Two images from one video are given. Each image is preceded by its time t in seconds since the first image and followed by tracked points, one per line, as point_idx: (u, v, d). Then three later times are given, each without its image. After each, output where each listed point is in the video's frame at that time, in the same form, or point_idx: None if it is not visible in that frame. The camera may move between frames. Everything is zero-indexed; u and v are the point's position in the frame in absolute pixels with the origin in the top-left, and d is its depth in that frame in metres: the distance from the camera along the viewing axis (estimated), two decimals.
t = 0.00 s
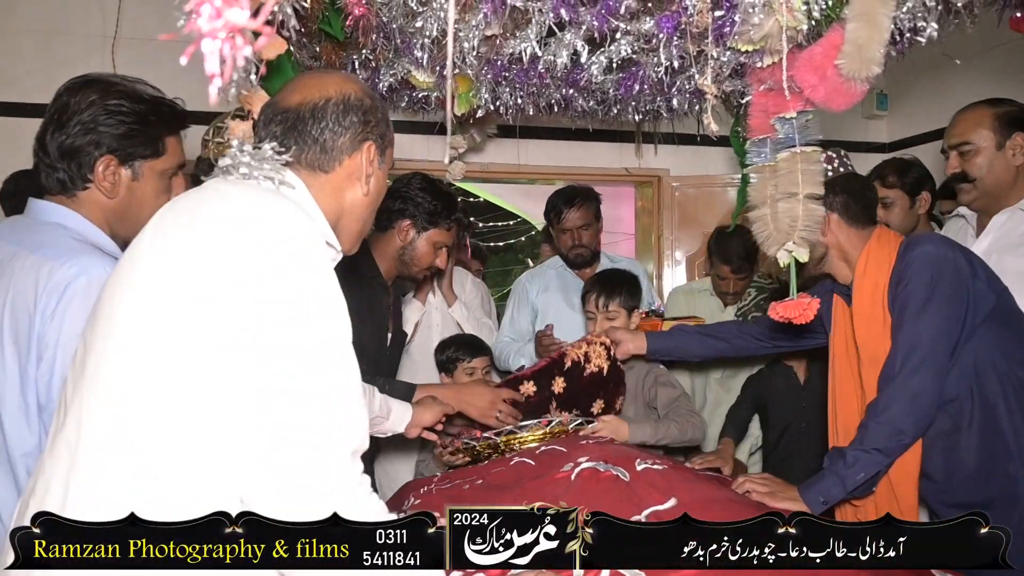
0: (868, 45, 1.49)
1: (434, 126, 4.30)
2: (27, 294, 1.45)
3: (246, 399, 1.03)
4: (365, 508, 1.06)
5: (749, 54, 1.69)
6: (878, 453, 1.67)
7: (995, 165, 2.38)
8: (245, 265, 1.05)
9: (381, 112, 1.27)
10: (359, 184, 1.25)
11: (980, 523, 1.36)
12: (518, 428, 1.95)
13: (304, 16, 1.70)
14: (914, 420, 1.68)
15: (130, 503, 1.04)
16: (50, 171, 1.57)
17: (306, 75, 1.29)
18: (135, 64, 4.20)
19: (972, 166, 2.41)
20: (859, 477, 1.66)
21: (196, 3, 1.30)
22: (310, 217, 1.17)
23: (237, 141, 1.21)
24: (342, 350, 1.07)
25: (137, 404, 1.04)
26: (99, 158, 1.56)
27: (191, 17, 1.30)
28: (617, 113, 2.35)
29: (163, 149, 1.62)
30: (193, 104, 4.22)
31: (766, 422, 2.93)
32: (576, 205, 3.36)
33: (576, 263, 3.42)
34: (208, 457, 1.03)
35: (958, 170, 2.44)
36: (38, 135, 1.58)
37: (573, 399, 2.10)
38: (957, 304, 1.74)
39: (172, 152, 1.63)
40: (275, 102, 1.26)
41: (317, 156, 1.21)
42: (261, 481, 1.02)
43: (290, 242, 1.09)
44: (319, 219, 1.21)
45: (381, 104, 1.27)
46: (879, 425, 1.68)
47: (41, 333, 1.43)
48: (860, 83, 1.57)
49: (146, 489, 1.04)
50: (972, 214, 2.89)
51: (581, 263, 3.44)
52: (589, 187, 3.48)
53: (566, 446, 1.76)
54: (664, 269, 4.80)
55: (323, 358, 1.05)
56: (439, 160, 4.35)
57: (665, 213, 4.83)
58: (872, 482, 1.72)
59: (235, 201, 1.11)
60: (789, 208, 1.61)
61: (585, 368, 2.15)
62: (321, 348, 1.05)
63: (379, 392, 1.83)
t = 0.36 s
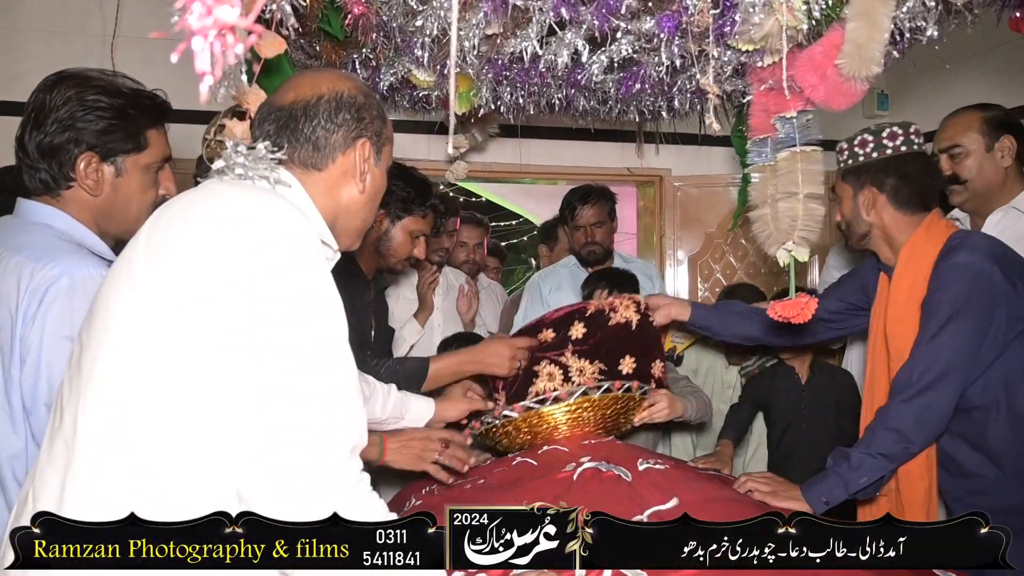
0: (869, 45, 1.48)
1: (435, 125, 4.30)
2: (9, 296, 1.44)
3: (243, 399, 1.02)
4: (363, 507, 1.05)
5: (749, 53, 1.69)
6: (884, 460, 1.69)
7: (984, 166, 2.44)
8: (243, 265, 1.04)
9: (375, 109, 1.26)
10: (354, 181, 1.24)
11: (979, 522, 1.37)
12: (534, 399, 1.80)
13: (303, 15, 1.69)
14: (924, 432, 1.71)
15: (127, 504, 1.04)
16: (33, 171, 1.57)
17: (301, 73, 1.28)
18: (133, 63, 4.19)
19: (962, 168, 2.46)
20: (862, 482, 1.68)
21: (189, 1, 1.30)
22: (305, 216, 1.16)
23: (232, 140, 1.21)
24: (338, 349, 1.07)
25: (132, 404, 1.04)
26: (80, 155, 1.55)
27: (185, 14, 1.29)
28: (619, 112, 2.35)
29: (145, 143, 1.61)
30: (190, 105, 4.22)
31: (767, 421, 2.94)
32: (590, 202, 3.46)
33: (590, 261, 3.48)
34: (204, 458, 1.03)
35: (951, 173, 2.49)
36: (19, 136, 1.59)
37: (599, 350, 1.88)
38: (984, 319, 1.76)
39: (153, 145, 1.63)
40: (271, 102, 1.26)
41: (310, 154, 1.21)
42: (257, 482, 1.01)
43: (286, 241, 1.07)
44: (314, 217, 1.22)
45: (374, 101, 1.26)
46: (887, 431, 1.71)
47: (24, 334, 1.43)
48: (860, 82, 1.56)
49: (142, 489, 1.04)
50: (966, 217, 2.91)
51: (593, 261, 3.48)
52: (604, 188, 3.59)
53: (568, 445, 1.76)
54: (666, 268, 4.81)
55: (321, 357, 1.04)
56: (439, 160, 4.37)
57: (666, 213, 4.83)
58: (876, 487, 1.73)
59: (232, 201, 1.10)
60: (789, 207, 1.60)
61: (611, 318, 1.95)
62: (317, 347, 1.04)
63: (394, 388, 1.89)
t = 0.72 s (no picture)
0: (868, 43, 1.46)
1: (435, 124, 4.30)
2: None
3: (243, 398, 1.01)
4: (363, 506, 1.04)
5: (750, 53, 1.66)
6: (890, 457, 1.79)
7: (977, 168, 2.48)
8: (243, 264, 1.04)
9: (373, 106, 1.25)
10: (351, 178, 1.24)
11: (980, 523, 1.38)
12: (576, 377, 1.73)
13: (302, 15, 1.69)
14: (944, 435, 1.76)
15: (128, 503, 1.04)
16: (26, 170, 1.57)
17: (298, 73, 1.29)
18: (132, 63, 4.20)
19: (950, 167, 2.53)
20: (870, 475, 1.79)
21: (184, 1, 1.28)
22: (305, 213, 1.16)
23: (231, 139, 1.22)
24: (337, 347, 1.06)
25: (132, 404, 1.04)
26: (71, 153, 1.55)
27: (180, 14, 1.29)
28: (618, 112, 2.35)
29: (138, 139, 1.61)
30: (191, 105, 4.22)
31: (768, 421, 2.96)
32: (592, 201, 3.48)
33: (592, 259, 3.48)
34: (203, 456, 1.03)
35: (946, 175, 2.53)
36: (11, 135, 1.59)
37: (615, 327, 1.75)
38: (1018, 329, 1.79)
39: (148, 141, 1.63)
40: (271, 101, 1.27)
41: (307, 152, 1.21)
42: (256, 481, 1.01)
43: (287, 239, 1.07)
44: (314, 214, 1.21)
45: (371, 97, 1.25)
46: (909, 432, 1.78)
47: (8, 339, 1.42)
48: (861, 81, 1.55)
49: (142, 489, 1.04)
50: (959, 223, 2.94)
51: (595, 258, 3.48)
52: (607, 187, 3.59)
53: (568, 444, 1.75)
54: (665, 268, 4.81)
55: (321, 356, 1.04)
56: (438, 160, 4.37)
57: (666, 212, 4.83)
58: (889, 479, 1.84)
59: (232, 200, 1.10)
60: (790, 207, 1.60)
61: (630, 297, 1.77)
62: (316, 346, 1.04)
63: (414, 372, 1.94)
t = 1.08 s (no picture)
0: (869, 45, 1.46)
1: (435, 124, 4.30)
2: None
3: (242, 394, 1.01)
4: (363, 504, 1.04)
5: (749, 53, 1.66)
6: (842, 389, 2.08)
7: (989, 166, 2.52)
8: (241, 259, 1.04)
9: (368, 100, 1.25)
10: (346, 173, 1.23)
11: (980, 523, 1.37)
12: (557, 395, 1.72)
13: (302, 14, 1.70)
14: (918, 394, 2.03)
15: (127, 499, 1.04)
16: (31, 169, 1.56)
17: (293, 67, 1.29)
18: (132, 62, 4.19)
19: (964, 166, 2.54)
20: (818, 401, 2.09)
21: None
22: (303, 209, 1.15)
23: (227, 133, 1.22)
24: (337, 343, 1.06)
25: (130, 399, 1.04)
26: (82, 155, 1.55)
27: (187, 14, 1.26)
28: (617, 112, 2.35)
29: (150, 140, 1.63)
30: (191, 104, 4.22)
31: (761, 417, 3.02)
32: (596, 201, 3.48)
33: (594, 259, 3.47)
34: (202, 451, 1.03)
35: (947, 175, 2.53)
36: (17, 134, 1.59)
37: (611, 318, 1.79)
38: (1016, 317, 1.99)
39: (159, 142, 1.65)
40: (266, 95, 1.27)
41: (301, 146, 1.21)
42: (255, 476, 1.01)
43: (285, 234, 1.07)
44: (313, 211, 1.21)
45: (367, 90, 1.25)
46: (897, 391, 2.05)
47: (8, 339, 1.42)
48: (861, 82, 1.55)
49: (141, 485, 1.04)
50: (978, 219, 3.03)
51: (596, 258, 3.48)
52: (609, 187, 3.60)
53: (567, 444, 1.76)
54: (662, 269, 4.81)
55: (320, 352, 1.04)
56: (437, 160, 4.37)
57: (664, 213, 4.83)
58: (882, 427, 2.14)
59: (231, 196, 1.10)
60: (789, 207, 1.61)
61: (634, 293, 1.79)
62: (315, 341, 1.04)
63: (419, 351, 1.98)
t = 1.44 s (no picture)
0: (865, 45, 1.46)
1: (433, 125, 4.29)
2: None
3: (230, 391, 1.01)
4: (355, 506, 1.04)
5: (746, 54, 1.66)
6: (879, 400, 2.06)
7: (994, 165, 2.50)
8: (230, 256, 1.04)
9: (360, 96, 1.25)
10: (337, 169, 1.24)
11: None
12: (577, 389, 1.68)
13: (299, 14, 1.70)
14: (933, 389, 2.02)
15: (106, 502, 1.04)
16: (34, 170, 1.58)
17: (282, 58, 1.29)
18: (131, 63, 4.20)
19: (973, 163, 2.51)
20: (851, 411, 2.08)
21: None
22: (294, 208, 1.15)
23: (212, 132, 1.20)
24: (327, 341, 1.06)
25: (116, 398, 1.04)
26: (82, 157, 1.56)
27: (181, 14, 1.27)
28: (614, 112, 2.34)
29: (152, 143, 1.62)
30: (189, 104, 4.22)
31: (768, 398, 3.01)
32: (594, 201, 3.48)
33: (595, 259, 3.46)
34: (189, 450, 1.03)
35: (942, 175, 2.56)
36: (20, 134, 1.59)
37: (622, 333, 1.68)
38: None
39: (162, 145, 1.64)
40: (254, 88, 1.26)
41: (290, 142, 1.21)
42: (245, 472, 1.01)
43: (274, 232, 1.07)
44: (305, 209, 1.22)
45: (358, 85, 1.25)
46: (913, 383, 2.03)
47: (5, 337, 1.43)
48: (857, 82, 1.55)
49: (127, 485, 1.03)
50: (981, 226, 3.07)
51: (595, 258, 3.47)
52: (609, 187, 3.60)
53: (563, 446, 1.76)
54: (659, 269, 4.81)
55: (309, 350, 1.03)
56: (434, 160, 4.37)
57: (661, 213, 4.83)
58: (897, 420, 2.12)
59: (219, 195, 1.10)
60: (785, 208, 1.61)
61: (650, 306, 1.68)
62: (303, 339, 1.03)
63: (415, 353, 1.97)
